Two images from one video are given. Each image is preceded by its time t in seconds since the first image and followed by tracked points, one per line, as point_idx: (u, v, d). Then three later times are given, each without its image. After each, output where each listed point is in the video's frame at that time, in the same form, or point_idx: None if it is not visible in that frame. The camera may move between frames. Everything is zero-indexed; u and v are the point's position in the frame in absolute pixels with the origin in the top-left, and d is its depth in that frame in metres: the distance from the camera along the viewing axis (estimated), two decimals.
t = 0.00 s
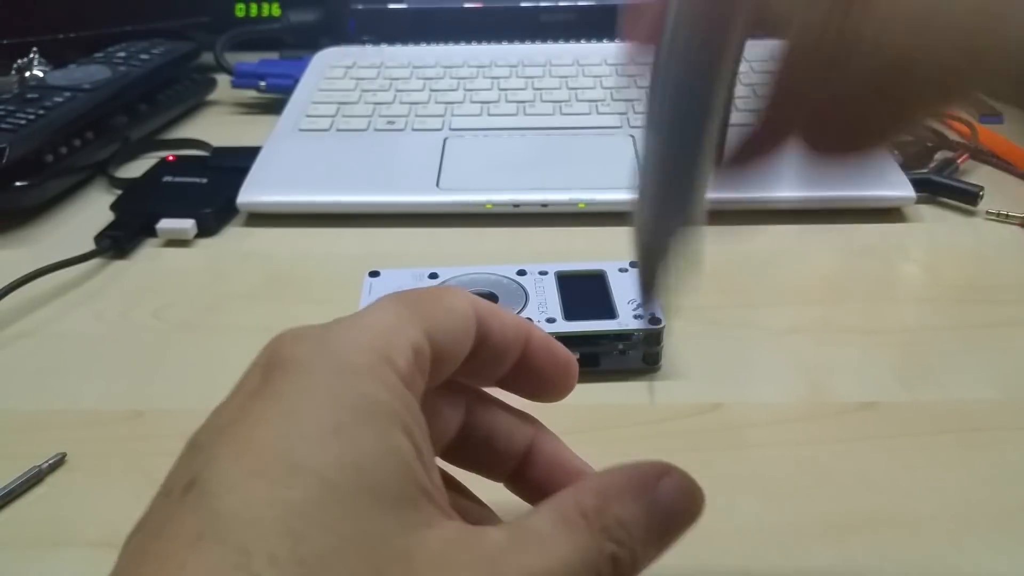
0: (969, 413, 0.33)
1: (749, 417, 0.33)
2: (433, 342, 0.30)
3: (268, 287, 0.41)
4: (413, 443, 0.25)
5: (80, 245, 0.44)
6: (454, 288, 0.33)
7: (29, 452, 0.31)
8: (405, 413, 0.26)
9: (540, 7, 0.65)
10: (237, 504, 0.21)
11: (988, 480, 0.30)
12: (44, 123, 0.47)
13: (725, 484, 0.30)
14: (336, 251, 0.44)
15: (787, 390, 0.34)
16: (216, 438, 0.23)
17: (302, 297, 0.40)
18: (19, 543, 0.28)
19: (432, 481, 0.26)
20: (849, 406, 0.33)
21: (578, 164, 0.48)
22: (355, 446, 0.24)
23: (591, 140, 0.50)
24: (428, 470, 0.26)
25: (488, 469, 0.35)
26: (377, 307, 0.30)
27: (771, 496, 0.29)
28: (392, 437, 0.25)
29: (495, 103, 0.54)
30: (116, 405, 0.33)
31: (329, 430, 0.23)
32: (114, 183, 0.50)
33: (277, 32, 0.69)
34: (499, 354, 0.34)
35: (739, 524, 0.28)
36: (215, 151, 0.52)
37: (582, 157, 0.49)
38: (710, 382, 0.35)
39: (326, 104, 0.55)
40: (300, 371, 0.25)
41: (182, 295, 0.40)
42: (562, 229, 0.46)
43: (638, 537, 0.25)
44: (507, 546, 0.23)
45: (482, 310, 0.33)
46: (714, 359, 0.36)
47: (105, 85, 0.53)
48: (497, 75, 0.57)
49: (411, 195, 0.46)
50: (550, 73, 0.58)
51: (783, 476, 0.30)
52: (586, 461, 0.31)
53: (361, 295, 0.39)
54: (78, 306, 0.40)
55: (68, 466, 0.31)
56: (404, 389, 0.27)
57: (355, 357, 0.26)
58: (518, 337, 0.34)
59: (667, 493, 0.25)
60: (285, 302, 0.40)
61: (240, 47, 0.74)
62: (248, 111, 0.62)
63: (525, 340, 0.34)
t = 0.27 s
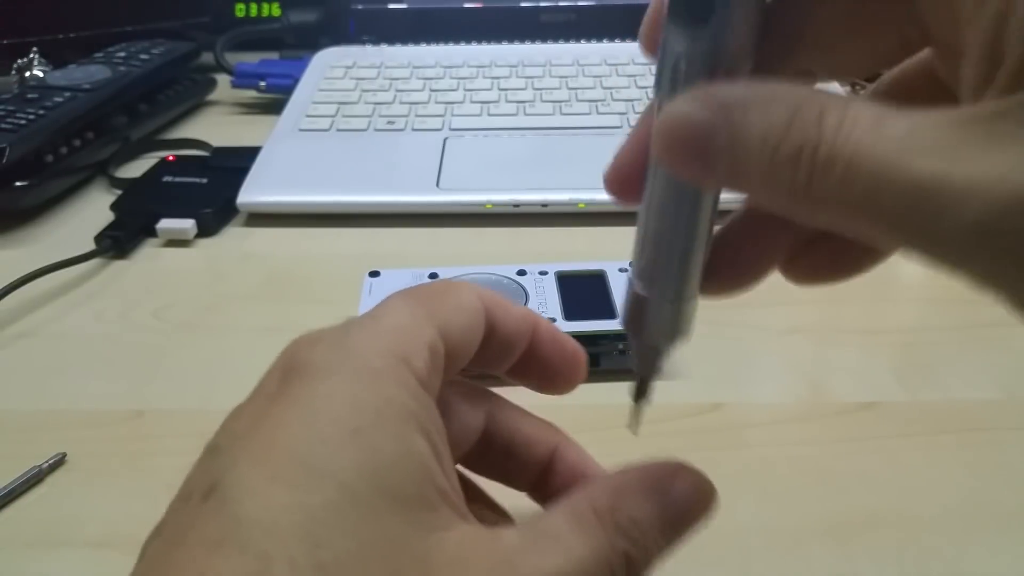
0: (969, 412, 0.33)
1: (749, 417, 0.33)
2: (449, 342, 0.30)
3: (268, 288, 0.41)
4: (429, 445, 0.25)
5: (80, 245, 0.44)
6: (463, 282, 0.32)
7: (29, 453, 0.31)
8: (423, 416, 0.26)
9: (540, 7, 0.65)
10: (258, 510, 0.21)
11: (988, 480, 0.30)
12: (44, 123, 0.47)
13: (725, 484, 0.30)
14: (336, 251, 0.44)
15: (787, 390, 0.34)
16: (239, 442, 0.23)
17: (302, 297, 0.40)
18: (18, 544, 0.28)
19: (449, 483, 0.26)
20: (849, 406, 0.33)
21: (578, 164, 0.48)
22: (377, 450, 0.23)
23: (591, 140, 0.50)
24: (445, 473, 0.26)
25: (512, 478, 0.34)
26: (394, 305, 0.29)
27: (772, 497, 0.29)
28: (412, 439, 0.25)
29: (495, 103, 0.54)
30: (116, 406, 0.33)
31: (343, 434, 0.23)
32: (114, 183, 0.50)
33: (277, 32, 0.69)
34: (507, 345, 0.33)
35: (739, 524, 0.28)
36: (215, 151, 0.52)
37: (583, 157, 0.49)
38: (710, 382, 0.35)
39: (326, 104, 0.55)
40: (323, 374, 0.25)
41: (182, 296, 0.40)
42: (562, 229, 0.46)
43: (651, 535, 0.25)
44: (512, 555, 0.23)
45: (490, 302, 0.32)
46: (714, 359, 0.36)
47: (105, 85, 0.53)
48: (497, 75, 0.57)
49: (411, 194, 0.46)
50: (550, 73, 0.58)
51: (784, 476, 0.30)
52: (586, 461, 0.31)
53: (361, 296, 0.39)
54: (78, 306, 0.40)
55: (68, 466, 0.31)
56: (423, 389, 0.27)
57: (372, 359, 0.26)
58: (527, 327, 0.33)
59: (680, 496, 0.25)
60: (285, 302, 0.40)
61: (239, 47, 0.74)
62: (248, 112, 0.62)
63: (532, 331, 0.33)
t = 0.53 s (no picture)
0: (969, 413, 0.33)
1: (750, 417, 0.33)
2: (372, 300, 0.30)
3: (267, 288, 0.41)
4: (342, 395, 0.24)
5: (80, 245, 0.44)
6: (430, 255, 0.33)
7: (29, 453, 0.31)
8: (334, 368, 0.25)
9: (540, 7, 0.65)
10: (151, 485, 0.21)
11: (988, 480, 0.30)
12: (44, 123, 0.47)
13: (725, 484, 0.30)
14: (336, 251, 0.44)
15: (787, 391, 0.34)
16: (131, 419, 0.23)
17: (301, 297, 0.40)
18: (18, 543, 0.28)
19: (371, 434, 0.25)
20: (849, 406, 0.33)
21: (578, 164, 0.48)
22: (272, 408, 0.22)
23: (591, 140, 0.50)
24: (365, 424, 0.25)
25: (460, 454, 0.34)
26: (312, 268, 0.29)
27: (771, 497, 0.29)
28: (317, 392, 0.23)
29: (495, 103, 0.54)
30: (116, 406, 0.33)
31: (240, 393, 0.22)
32: (114, 183, 0.50)
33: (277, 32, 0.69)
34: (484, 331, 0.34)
35: (739, 525, 0.28)
36: (215, 151, 0.52)
37: (583, 157, 0.49)
38: (710, 383, 0.35)
39: (326, 104, 0.55)
40: (209, 336, 0.24)
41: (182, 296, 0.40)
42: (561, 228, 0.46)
43: (565, 447, 0.26)
44: (449, 472, 0.24)
45: (455, 274, 0.33)
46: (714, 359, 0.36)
47: (105, 85, 0.53)
48: (497, 75, 0.57)
49: (411, 194, 0.46)
50: (550, 73, 0.58)
51: (784, 477, 0.30)
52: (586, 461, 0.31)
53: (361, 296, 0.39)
54: (77, 306, 0.40)
55: (68, 466, 0.31)
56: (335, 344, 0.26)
57: (265, 316, 0.25)
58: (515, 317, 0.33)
59: (586, 393, 0.27)
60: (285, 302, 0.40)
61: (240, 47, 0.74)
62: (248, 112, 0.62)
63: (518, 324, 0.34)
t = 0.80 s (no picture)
0: (970, 413, 0.33)
1: (750, 417, 0.33)
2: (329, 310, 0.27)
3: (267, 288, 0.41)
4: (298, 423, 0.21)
5: (80, 245, 0.44)
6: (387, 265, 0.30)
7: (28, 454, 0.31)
8: (290, 391, 0.22)
9: (540, 6, 0.65)
10: (89, 527, 0.19)
11: (988, 480, 0.30)
12: (44, 123, 0.47)
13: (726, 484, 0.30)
14: (336, 251, 0.44)
15: (787, 391, 0.34)
16: (66, 431, 0.20)
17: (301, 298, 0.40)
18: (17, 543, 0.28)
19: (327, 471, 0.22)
20: (850, 406, 0.33)
21: (579, 164, 0.48)
22: (221, 439, 0.20)
23: (591, 140, 0.50)
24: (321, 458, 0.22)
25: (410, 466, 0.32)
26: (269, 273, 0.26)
27: (772, 498, 0.29)
28: (269, 421, 0.21)
29: (495, 103, 0.54)
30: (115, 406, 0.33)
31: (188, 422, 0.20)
32: (114, 183, 0.50)
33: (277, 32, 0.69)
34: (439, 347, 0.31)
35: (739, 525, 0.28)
36: (215, 150, 0.52)
37: (582, 157, 0.49)
38: (710, 383, 0.35)
39: (326, 104, 0.55)
40: (148, 352, 0.21)
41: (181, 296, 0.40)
42: (562, 228, 0.46)
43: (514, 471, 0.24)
44: (400, 507, 0.21)
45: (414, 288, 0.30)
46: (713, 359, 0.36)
47: (105, 85, 0.53)
48: (497, 75, 0.57)
49: (410, 194, 0.46)
50: (550, 73, 0.58)
51: (784, 477, 0.30)
52: (586, 461, 0.31)
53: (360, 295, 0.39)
54: (77, 307, 0.40)
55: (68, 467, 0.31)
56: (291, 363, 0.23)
57: (218, 329, 0.22)
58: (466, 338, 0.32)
59: (529, 418, 0.25)
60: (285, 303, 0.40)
61: (239, 48, 0.74)
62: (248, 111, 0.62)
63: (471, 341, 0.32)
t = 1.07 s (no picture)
0: (969, 413, 0.33)
1: (750, 416, 0.33)
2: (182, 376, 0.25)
3: (267, 288, 0.41)
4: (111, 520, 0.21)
5: (79, 245, 0.44)
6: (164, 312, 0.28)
7: (27, 454, 0.31)
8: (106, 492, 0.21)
9: (540, 7, 0.65)
10: None
11: (988, 478, 0.30)
12: (44, 123, 0.47)
13: (726, 484, 0.30)
14: (335, 251, 0.44)
15: (787, 390, 0.34)
16: None
17: (301, 298, 0.40)
18: (16, 543, 0.28)
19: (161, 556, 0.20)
20: (849, 406, 0.33)
21: (579, 164, 0.48)
22: None
23: (591, 140, 0.50)
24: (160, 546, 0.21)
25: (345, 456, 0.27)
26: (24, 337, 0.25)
27: (772, 497, 0.29)
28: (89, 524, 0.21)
29: (495, 103, 0.54)
30: (116, 406, 0.33)
31: None
32: (114, 183, 0.50)
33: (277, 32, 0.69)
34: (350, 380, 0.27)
35: (738, 524, 0.28)
36: (215, 150, 0.53)
37: (583, 157, 0.49)
38: (710, 382, 0.35)
39: (326, 104, 0.55)
40: None
41: (180, 296, 0.40)
42: (562, 228, 0.46)
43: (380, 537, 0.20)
44: None
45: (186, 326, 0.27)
46: (713, 359, 0.36)
47: (105, 85, 0.53)
48: (497, 75, 0.57)
49: (410, 193, 0.46)
50: (550, 73, 0.58)
51: (783, 477, 0.30)
52: (586, 460, 0.31)
53: (361, 295, 0.39)
54: (77, 306, 0.40)
55: (68, 466, 0.31)
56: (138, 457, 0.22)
57: None
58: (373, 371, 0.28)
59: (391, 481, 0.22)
60: (285, 303, 0.40)
61: (239, 48, 0.74)
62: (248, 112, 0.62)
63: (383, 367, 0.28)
